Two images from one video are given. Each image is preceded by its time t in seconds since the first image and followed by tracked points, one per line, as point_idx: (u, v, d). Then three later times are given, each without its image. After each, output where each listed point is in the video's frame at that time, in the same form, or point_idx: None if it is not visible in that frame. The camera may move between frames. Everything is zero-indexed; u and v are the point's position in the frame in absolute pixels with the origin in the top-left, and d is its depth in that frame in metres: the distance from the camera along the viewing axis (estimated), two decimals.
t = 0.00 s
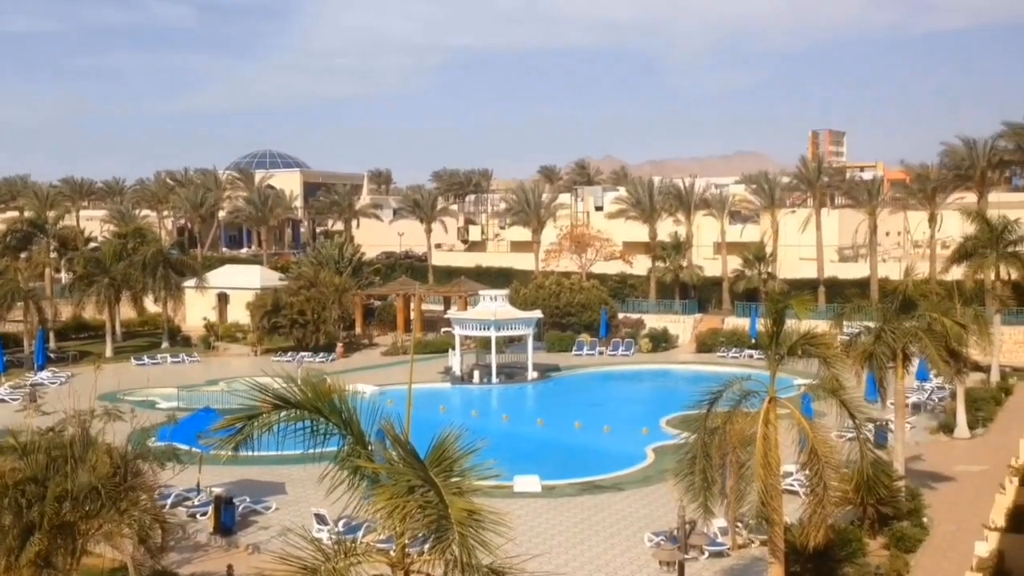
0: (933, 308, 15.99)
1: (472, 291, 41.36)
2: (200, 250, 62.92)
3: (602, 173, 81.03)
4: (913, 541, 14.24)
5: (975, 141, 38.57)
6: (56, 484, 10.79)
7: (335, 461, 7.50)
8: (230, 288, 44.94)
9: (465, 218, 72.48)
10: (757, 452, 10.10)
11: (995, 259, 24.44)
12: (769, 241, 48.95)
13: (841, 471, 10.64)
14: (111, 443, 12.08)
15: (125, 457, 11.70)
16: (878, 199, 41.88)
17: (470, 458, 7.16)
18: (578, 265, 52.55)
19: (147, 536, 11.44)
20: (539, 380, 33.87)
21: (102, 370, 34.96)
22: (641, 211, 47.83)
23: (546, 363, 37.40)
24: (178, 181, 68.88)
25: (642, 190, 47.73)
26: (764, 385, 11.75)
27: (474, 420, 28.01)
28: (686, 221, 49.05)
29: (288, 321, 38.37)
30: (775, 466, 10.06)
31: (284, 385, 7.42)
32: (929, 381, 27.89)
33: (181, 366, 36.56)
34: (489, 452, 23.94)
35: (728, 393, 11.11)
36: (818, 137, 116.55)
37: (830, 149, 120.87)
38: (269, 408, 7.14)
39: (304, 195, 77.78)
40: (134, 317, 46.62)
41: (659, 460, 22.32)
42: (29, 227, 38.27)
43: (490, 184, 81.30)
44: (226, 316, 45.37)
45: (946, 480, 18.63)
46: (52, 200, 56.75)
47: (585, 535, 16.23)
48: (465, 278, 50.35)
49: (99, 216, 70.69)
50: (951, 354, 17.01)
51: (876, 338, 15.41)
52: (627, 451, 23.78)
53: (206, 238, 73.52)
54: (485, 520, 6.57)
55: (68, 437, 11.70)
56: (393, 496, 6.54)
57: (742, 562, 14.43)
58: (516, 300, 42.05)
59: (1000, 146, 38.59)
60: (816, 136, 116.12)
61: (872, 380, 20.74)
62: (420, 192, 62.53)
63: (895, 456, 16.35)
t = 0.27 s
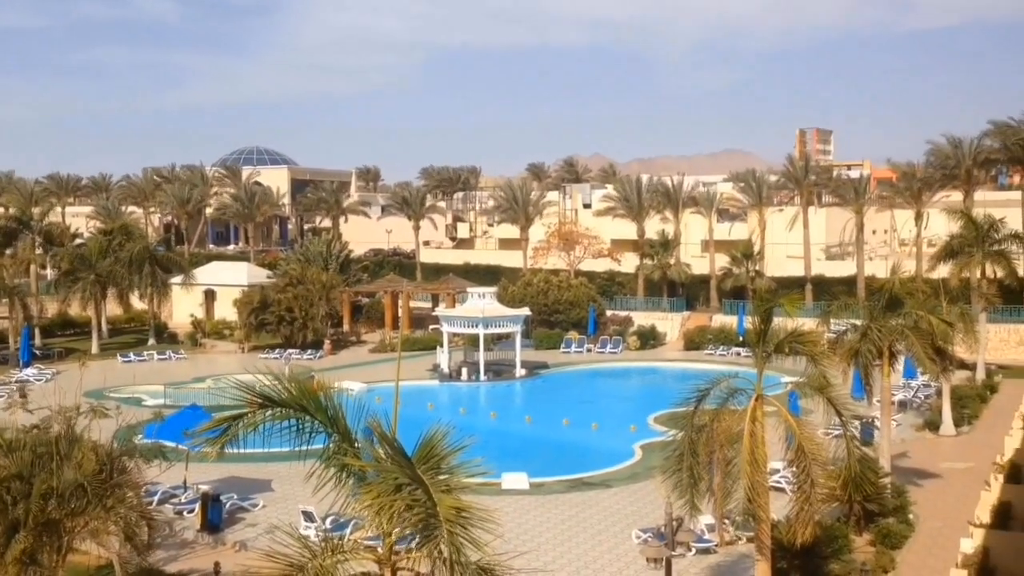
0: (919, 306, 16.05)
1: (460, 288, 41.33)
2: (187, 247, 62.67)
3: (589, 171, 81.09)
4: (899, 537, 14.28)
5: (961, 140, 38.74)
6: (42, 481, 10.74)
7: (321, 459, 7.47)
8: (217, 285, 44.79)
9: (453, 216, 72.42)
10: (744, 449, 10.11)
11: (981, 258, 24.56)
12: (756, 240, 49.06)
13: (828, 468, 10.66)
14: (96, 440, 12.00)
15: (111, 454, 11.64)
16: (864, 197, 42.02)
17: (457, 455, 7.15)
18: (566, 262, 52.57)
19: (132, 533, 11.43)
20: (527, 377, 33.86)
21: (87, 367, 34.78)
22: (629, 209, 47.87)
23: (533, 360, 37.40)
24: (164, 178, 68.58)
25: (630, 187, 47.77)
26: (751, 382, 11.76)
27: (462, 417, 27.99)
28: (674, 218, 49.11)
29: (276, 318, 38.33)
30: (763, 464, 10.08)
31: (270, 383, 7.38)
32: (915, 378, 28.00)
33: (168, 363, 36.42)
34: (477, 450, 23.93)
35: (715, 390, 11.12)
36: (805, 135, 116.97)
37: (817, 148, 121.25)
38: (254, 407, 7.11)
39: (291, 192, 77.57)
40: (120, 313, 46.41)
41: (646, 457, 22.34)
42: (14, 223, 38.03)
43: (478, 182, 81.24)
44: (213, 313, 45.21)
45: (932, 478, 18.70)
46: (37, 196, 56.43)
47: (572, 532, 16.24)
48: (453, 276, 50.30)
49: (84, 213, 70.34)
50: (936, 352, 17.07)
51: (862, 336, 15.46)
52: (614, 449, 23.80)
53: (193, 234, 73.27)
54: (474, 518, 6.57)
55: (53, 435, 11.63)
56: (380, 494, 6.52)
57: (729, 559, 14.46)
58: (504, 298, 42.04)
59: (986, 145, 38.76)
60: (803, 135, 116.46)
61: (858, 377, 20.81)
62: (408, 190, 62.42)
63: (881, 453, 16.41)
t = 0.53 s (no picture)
0: (916, 305, 16.04)
1: (457, 285, 41.32)
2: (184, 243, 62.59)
3: (587, 169, 81.06)
4: (895, 536, 14.29)
5: (958, 139, 38.76)
6: (37, 477, 10.75)
7: (318, 456, 7.45)
8: (214, 281, 44.76)
9: (450, 213, 72.38)
10: (741, 447, 10.10)
11: (978, 257, 24.59)
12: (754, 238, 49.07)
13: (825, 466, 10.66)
14: (94, 436, 11.99)
15: (108, 449, 11.61)
16: (862, 196, 42.04)
17: (455, 452, 7.13)
18: (563, 260, 52.55)
19: (131, 529, 11.17)
20: (524, 375, 33.87)
21: (84, 363, 34.75)
22: (626, 206, 47.87)
23: (530, 357, 37.40)
24: (162, 173, 68.49)
25: (628, 185, 47.76)
26: (749, 380, 11.76)
27: (459, 414, 27.99)
28: (672, 216, 49.11)
29: (273, 314, 38.33)
30: (760, 463, 10.08)
31: (267, 379, 7.37)
32: (912, 377, 28.02)
33: (164, 359, 36.38)
34: (474, 447, 23.92)
35: (713, 388, 11.11)
36: (803, 134, 116.89)
37: (814, 145, 121.27)
38: (252, 403, 7.10)
39: (289, 188, 77.50)
40: (117, 309, 46.37)
41: (643, 455, 22.33)
42: (11, 218, 37.98)
43: (476, 179, 81.17)
44: (210, 309, 45.19)
45: (928, 476, 18.72)
46: (34, 191, 56.37)
47: (569, 530, 16.24)
48: (450, 273, 50.28)
49: (82, 208, 70.24)
50: (934, 351, 17.08)
51: (859, 335, 15.46)
52: (611, 446, 23.80)
53: (190, 230, 73.22)
54: (471, 515, 6.55)
55: (51, 430, 11.64)
56: (376, 492, 6.51)
57: (725, 557, 14.47)
58: (501, 295, 42.05)
59: (983, 145, 38.77)
60: (801, 133, 116.46)
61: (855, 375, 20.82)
62: (406, 186, 62.37)
63: (878, 451, 16.41)
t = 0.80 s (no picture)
0: (921, 303, 16.00)
1: (461, 283, 41.32)
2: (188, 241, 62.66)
3: (591, 167, 81.04)
4: (900, 535, 14.27)
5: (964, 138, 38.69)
6: (43, 474, 10.78)
7: (323, 453, 7.46)
8: (218, 279, 44.78)
9: (454, 211, 72.38)
10: (746, 446, 10.09)
11: (984, 256, 24.54)
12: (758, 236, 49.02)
13: (830, 465, 10.65)
14: (98, 434, 12.01)
15: (113, 448, 11.65)
16: (867, 194, 41.98)
17: (459, 450, 7.14)
18: (568, 258, 52.53)
19: (135, 527, 11.21)
20: (527, 373, 33.88)
21: (89, 360, 34.81)
22: (631, 205, 47.83)
23: (534, 356, 37.39)
24: (166, 171, 68.55)
25: (632, 183, 47.74)
26: (753, 378, 11.76)
27: (463, 412, 28.01)
28: (676, 215, 49.06)
29: (277, 312, 38.35)
30: (765, 462, 10.07)
31: (272, 376, 7.38)
32: (916, 376, 27.97)
33: (169, 357, 36.43)
34: (477, 445, 23.94)
35: (717, 386, 11.11)
36: (807, 132, 116.92)
37: (819, 144, 121.10)
38: (258, 399, 7.10)
39: (293, 186, 77.56)
40: (121, 307, 46.42)
41: (647, 454, 22.32)
42: (16, 216, 38.03)
43: (480, 177, 81.16)
44: (215, 307, 45.23)
45: (933, 475, 18.70)
46: (39, 189, 56.45)
47: (573, 528, 16.24)
48: (454, 271, 50.30)
49: (86, 205, 70.32)
50: (939, 350, 17.04)
51: (864, 333, 15.45)
52: (615, 444, 23.80)
53: (195, 228, 73.31)
54: (475, 514, 6.56)
55: (55, 428, 11.68)
56: (381, 490, 6.51)
57: (729, 556, 14.47)
58: (505, 293, 42.05)
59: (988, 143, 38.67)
60: (806, 132, 116.35)
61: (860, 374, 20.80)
62: (410, 184, 62.37)
63: (882, 450, 16.38)
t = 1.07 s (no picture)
0: (936, 301, 15.92)
1: (474, 282, 41.34)
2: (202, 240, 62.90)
3: (604, 165, 80.94)
4: (915, 534, 14.21)
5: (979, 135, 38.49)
6: (59, 472, 10.86)
7: (336, 451, 7.48)
8: (232, 278, 44.96)
9: (467, 209, 72.42)
10: (759, 444, 10.05)
11: (999, 253, 24.40)
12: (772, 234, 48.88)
13: (844, 463, 10.60)
14: (113, 431, 12.09)
15: (128, 445, 11.69)
16: (881, 192, 41.80)
17: (471, 449, 7.14)
18: (580, 256, 52.49)
19: (150, 525, 11.27)
20: (540, 371, 33.88)
21: (105, 359, 35.00)
22: (643, 203, 47.77)
23: (547, 354, 37.39)
24: (180, 171, 68.83)
25: (644, 181, 47.66)
26: (766, 376, 11.72)
27: (476, 411, 28.06)
28: (689, 213, 48.96)
29: (290, 311, 38.47)
30: (778, 460, 10.04)
31: (286, 374, 7.40)
32: (932, 374, 27.85)
33: (183, 355, 36.59)
34: (490, 443, 23.97)
35: (730, 384, 11.09)
36: (821, 129, 116.61)
37: (832, 141, 120.62)
38: (272, 397, 7.14)
39: (306, 185, 77.74)
40: (136, 305, 46.65)
41: (660, 452, 22.29)
42: (31, 215, 38.23)
43: (492, 175, 81.16)
44: (229, 306, 45.38)
45: (948, 474, 18.62)
46: (54, 188, 56.75)
47: (586, 527, 16.23)
48: (467, 269, 50.34)
49: (101, 205, 70.66)
50: (954, 348, 16.97)
51: (878, 331, 15.40)
52: (628, 443, 23.77)
53: (209, 227, 73.57)
54: (487, 512, 6.57)
55: (71, 426, 11.73)
56: (393, 487, 6.53)
57: (743, 555, 14.45)
58: (518, 292, 42.04)
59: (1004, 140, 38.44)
60: (819, 129, 115.95)
61: (874, 372, 20.74)
62: (422, 182, 62.43)
63: (898, 449, 16.30)
